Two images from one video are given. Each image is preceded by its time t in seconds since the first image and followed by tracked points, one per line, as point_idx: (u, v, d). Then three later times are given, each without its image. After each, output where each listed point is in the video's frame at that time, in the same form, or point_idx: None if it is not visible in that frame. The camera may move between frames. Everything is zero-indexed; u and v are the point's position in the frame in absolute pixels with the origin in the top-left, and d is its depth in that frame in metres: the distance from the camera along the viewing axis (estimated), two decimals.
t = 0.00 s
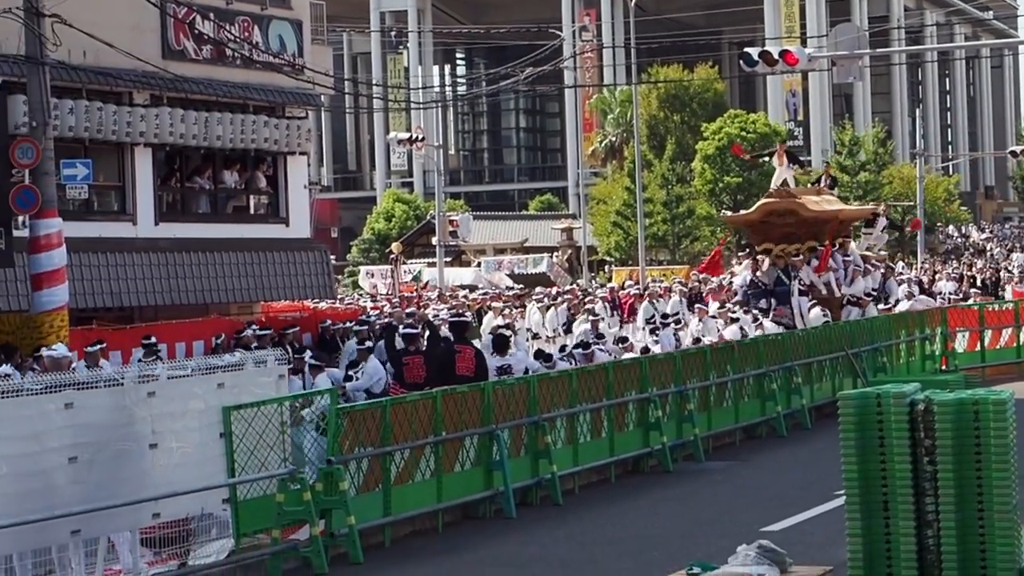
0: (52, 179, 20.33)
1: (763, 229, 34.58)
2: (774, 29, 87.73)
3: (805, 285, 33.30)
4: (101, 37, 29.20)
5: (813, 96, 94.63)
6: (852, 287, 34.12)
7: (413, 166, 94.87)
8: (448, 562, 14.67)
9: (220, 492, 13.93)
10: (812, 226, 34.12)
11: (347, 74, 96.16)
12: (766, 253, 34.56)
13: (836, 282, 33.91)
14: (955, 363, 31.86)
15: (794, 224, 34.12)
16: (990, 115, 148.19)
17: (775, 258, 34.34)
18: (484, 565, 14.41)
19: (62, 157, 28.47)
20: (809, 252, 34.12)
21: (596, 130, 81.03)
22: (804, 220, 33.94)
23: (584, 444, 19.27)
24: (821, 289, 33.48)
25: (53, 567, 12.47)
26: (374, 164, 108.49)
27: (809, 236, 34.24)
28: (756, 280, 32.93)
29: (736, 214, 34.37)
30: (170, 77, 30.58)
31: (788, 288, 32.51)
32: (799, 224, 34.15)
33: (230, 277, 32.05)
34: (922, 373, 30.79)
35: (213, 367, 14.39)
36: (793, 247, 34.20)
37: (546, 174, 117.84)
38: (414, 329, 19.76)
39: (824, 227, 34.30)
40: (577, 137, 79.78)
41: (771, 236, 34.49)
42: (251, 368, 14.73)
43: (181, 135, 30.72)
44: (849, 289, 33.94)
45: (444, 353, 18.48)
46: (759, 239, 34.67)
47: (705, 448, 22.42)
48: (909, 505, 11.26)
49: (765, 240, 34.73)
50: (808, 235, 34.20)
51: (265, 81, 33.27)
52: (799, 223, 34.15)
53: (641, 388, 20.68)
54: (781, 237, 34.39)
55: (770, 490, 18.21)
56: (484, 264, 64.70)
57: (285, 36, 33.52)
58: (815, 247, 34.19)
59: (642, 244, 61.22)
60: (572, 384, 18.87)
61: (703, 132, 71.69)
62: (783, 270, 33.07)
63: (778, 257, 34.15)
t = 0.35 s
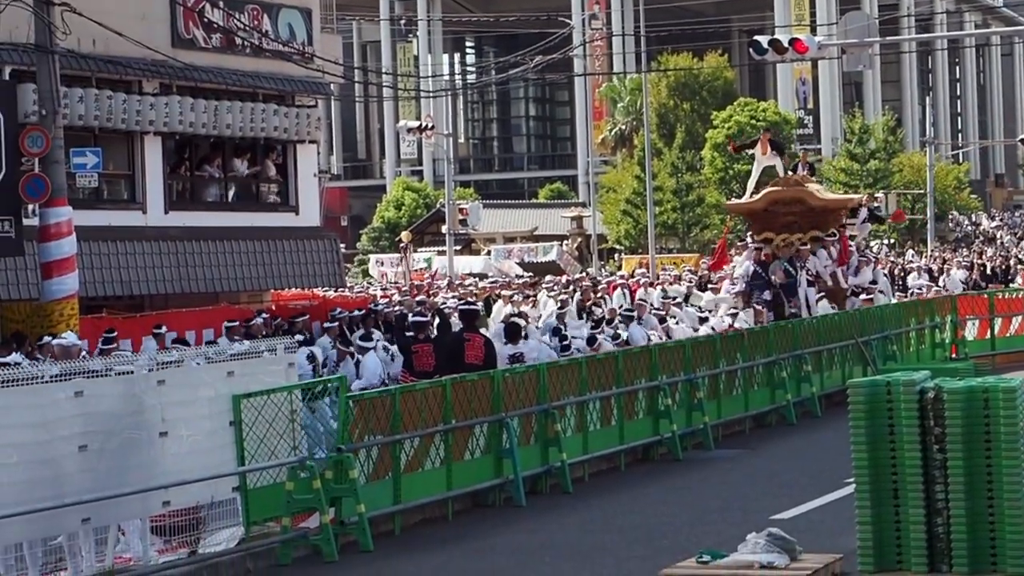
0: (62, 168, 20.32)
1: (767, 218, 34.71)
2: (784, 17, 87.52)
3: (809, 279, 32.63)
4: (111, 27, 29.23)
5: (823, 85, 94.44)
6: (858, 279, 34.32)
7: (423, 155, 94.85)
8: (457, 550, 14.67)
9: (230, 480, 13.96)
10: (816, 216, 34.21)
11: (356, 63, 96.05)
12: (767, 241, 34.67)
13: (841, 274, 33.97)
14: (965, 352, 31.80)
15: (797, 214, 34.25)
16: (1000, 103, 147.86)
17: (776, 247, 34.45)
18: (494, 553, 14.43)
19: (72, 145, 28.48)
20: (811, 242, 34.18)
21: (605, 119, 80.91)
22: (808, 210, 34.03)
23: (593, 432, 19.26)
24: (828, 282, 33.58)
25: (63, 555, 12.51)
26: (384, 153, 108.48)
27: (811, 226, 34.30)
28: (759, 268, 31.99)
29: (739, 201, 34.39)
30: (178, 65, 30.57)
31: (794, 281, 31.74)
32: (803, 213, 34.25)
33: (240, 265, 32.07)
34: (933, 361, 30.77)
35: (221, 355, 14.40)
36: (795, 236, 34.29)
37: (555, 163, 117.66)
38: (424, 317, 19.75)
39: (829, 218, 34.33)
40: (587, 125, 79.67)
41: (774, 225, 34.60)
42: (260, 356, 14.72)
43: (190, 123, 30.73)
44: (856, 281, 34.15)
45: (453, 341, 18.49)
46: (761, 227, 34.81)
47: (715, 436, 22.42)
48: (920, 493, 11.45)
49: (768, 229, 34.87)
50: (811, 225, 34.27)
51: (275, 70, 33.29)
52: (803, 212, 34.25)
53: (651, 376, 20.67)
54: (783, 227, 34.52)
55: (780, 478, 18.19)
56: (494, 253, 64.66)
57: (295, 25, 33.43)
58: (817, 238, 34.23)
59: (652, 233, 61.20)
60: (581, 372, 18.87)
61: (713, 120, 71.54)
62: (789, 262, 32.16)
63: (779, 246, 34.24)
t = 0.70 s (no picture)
0: (62, 161, 20.34)
1: (760, 210, 33.59)
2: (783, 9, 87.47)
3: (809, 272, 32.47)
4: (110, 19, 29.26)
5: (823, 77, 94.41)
6: (856, 273, 34.49)
7: (423, 147, 94.86)
8: (457, 543, 14.67)
9: (230, 473, 13.97)
10: (813, 208, 33.48)
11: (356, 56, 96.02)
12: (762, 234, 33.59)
13: (839, 268, 34.09)
14: (964, 343, 31.73)
15: (795, 206, 33.37)
16: (1000, 95, 147.85)
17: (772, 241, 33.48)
18: (493, 545, 14.43)
19: (71, 139, 28.49)
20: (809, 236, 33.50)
21: (605, 111, 80.89)
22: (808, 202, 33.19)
23: (593, 425, 19.26)
24: (827, 275, 33.66)
25: (63, 548, 12.53)
26: (383, 146, 108.46)
27: (807, 218, 33.60)
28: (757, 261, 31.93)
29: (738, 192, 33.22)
30: (178, 58, 30.60)
31: (793, 273, 31.67)
32: (801, 206, 33.37)
33: (240, 258, 32.09)
34: (933, 352, 30.79)
35: (221, 347, 14.41)
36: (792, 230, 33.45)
37: (555, 155, 117.59)
38: (424, 310, 19.77)
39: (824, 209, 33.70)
40: (586, 118, 79.66)
41: (768, 217, 33.55)
42: (259, 349, 14.74)
43: (190, 116, 30.73)
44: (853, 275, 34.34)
45: (452, 334, 18.52)
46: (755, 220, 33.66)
47: (715, 428, 22.43)
48: (919, 485, 11.31)
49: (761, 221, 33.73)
50: (808, 217, 33.54)
51: (275, 62, 33.32)
52: (801, 205, 33.38)
53: (651, 368, 20.68)
54: (779, 219, 33.52)
55: (780, 470, 18.19)
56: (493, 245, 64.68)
57: (294, 17, 33.68)
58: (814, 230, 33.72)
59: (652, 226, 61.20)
60: (580, 363, 18.89)
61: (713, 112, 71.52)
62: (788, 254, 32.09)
63: (777, 241, 33.35)
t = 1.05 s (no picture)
0: (61, 157, 20.30)
1: (759, 206, 34.62)
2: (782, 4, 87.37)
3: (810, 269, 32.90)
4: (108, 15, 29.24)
5: (822, 72, 94.38)
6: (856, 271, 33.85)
7: (422, 142, 94.83)
8: (458, 538, 14.67)
9: (230, 469, 13.96)
10: (811, 204, 34.31)
11: (354, 51, 95.90)
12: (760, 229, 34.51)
13: (838, 265, 33.88)
14: (964, 338, 31.90)
15: (793, 202, 34.27)
16: (998, 89, 147.81)
17: (770, 236, 34.37)
18: (493, 540, 14.43)
19: (70, 134, 28.48)
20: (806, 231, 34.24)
21: (603, 105, 80.84)
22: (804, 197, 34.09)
23: (593, 420, 19.27)
24: (825, 272, 33.45)
25: (63, 545, 12.53)
26: (382, 141, 108.34)
27: (805, 214, 34.39)
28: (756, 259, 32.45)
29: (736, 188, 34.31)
30: (177, 54, 30.62)
31: (792, 270, 31.93)
32: (798, 202, 34.28)
33: (239, 254, 32.09)
34: (932, 347, 30.82)
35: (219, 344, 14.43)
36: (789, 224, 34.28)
37: (554, 150, 117.49)
38: (422, 305, 19.77)
39: (822, 206, 34.50)
40: (585, 113, 79.64)
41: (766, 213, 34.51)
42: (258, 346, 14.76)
43: (189, 112, 30.70)
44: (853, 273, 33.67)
45: (450, 330, 18.53)
46: (753, 215, 34.64)
47: (715, 423, 22.44)
48: (918, 479, 11.32)
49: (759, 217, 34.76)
50: (805, 213, 34.36)
51: (274, 58, 33.31)
52: (799, 200, 34.28)
53: (649, 362, 20.69)
54: (777, 214, 34.42)
55: (779, 465, 18.21)
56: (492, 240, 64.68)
57: (292, 12, 33.62)
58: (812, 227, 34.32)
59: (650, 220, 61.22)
60: (580, 358, 18.91)
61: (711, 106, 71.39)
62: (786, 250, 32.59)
63: (774, 234, 34.22)
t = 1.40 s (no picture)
0: (65, 155, 20.26)
1: (755, 203, 33.50)
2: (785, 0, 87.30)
3: (806, 267, 32.50)
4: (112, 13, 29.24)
5: (825, 69, 94.32)
6: (853, 269, 33.52)
7: (425, 139, 94.85)
8: (463, 536, 14.68)
9: (234, 466, 13.98)
10: (808, 200, 33.10)
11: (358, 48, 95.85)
12: (756, 228, 33.41)
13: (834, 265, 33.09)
14: (968, 334, 31.88)
15: (788, 197, 33.09)
16: (1002, 85, 147.72)
17: (765, 234, 33.29)
18: (498, 538, 14.42)
19: (73, 133, 28.50)
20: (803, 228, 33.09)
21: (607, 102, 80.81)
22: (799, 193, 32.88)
23: (597, 417, 19.28)
24: (821, 271, 32.75)
25: (67, 542, 12.53)
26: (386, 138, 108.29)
27: (802, 211, 33.24)
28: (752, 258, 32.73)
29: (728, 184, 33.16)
30: (180, 52, 30.64)
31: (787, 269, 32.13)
32: (794, 198, 33.12)
33: (243, 252, 32.12)
34: (936, 343, 30.83)
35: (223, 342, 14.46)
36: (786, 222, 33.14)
37: (558, 148, 117.46)
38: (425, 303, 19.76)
39: (820, 202, 33.30)
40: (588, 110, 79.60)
41: (762, 210, 33.39)
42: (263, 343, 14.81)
43: (192, 110, 30.71)
44: (850, 271, 33.34)
45: (453, 328, 18.56)
46: (748, 213, 33.56)
47: (719, 420, 22.44)
48: (922, 475, 11.33)
49: (755, 215, 33.68)
50: (802, 209, 33.19)
51: (276, 55, 33.31)
52: (794, 197, 33.09)
53: (654, 359, 20.70)
54: (773, 211, 33.29)
55: (784, 461, 18.22)
56: (496, 237, 64.72)
57: (296, 10, 33.59)
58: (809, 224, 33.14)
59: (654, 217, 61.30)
60: (584, 355, 18.93)
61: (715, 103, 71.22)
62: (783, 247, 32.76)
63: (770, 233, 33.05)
